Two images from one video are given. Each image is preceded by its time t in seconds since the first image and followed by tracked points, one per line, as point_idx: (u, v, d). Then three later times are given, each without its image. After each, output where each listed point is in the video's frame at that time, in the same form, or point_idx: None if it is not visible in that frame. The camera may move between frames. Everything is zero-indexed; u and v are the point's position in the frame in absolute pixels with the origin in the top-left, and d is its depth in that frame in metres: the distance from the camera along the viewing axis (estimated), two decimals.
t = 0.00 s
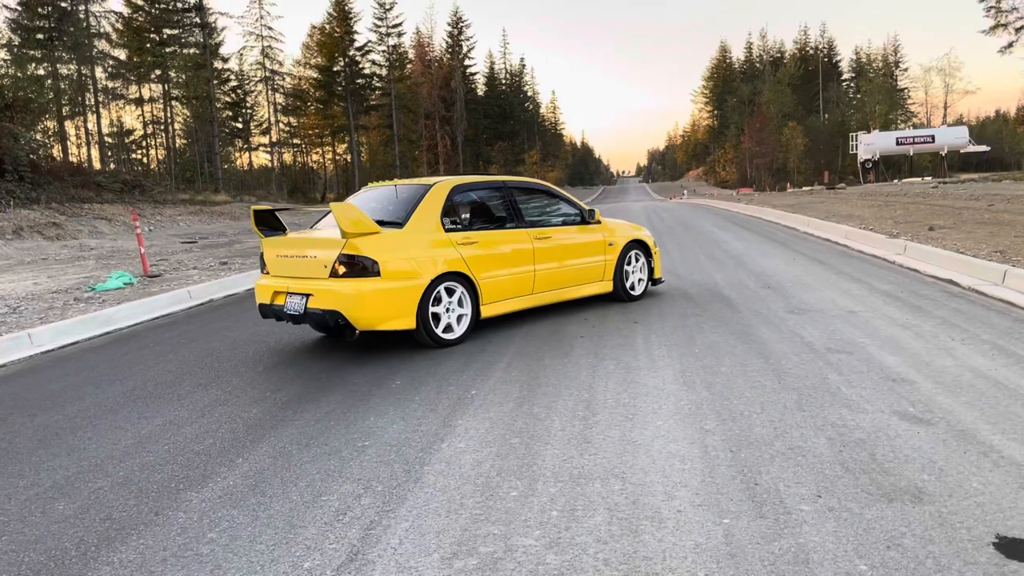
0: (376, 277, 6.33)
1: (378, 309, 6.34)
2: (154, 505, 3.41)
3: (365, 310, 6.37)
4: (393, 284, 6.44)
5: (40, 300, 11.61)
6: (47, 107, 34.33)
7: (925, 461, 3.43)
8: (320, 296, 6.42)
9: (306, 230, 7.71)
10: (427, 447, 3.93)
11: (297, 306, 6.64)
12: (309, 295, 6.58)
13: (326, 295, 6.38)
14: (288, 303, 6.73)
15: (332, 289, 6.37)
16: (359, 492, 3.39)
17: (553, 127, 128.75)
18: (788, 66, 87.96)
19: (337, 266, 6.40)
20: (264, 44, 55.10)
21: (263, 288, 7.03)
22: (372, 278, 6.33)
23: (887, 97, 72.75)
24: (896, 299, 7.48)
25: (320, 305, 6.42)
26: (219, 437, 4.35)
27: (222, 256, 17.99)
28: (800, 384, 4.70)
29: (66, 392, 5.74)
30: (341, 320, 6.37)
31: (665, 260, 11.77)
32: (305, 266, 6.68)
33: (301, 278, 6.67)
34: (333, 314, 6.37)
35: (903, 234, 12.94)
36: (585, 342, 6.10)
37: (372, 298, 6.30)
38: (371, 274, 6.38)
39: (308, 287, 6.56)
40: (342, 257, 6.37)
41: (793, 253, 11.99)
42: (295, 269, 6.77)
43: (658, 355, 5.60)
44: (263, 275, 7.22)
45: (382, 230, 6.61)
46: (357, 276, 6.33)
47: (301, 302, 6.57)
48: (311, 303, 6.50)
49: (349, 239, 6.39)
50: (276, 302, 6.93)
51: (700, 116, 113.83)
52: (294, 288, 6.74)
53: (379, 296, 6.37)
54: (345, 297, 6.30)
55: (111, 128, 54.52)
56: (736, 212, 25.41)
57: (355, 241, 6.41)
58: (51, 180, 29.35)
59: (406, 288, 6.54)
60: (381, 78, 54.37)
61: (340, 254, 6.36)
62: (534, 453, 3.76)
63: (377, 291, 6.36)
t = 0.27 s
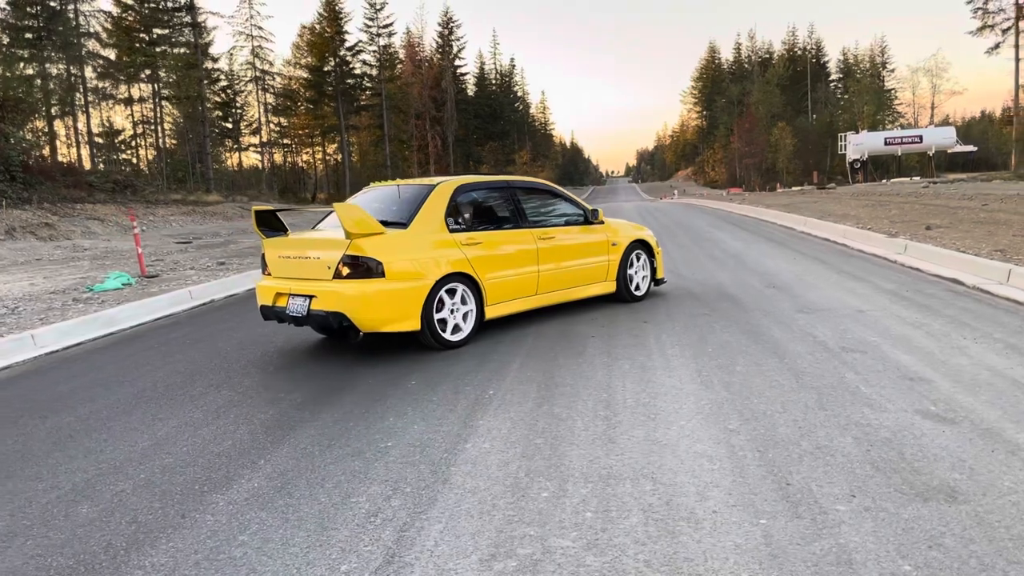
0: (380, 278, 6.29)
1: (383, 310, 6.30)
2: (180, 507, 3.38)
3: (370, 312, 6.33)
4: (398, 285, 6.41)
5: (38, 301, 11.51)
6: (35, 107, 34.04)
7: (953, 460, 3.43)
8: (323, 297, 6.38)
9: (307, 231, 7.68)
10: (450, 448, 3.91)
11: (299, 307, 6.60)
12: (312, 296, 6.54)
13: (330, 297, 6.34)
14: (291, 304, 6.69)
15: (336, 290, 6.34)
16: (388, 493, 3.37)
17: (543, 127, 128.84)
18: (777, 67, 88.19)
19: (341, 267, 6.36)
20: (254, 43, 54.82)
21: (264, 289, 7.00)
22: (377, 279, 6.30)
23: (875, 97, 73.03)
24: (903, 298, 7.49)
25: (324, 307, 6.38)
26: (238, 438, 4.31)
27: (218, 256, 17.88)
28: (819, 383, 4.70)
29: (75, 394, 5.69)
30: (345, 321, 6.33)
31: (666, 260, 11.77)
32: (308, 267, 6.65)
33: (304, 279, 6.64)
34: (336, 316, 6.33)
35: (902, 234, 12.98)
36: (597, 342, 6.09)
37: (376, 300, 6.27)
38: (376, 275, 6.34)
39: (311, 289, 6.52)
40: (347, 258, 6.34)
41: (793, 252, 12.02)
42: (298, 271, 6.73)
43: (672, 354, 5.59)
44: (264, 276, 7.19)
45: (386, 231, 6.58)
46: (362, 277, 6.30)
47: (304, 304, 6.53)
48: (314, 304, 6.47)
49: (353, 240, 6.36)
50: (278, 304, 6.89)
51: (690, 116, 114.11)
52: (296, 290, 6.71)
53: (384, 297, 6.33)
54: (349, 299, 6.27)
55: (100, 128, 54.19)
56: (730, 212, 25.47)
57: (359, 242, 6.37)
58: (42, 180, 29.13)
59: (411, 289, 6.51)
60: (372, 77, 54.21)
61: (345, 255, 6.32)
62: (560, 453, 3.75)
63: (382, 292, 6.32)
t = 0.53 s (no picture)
0: (384, 277, 6.24)
1: (387, 310, 6.25)
2: (208, 509, 3.33)
3: (374, 312, 6.28)
4: (402, 284, 6.36)
5: (36, 299, 11.40)
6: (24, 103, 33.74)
7: (986, 458, 3.41)
8: (326, 297, 6.33)
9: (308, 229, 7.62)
10: (474, 447, 3.87)
11: (301, 307, 6.54)
12: (314, 296, 6.49)
13: (332, 297, 6.29)
14: (292, 304, 6.64)
15: (339, 290, 6.29)
16: (419, 494, 3.34)
17: (535, 124, 128.82)
18: (768, 63, 88.32)
19: (344, 266, 6.31)
20: (245, 40, 54.51)
21: (265, 289, 6.94)
22: (381, 279, 6.25)
23: (866, 94, 73.14)
24: (914, 295, 7.48)
25: (327, 307, 6.32)
26: (257, 438, 4.27)
27: (215, 254, 17.78)
28: (840, 380, 4.68)
29: (85, 394, 5.64)
30: (348, 321, 6.28)
31: (670, 257, 11.77)
32: (309, 266, 6.60)
33: (306, 278, 6.58)
34: (339, 315, 6.28)
35: (902, 230, 13.00)
36: (611, 340, 6.07)
37: (380, 300, 6.22)
38: (379, 274, 6.29)
39: (313, 289, 6.46)
40: (350, 258, 6.28)
41: (796, 248, 12.03)
42: (299, 270, 6.68)
43: (688, 351, 5.58)
44: (265, 275, 7.13)
45: (390, 230, 6.52)
46: (365, 276, 6.25)
47: (306, 304, 6.48)
48: (316, 305, 6.42)
49: (356, 239, 6.31)
50: (279, 304, 6.84)
51: (681, 113, 114.23)
52: (298, 289, 6.65)
53: (388, 297, 6.28)
54: (353, 299, 6.22)
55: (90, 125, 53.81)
56: (725, 208, 25.50)
57: (362, 241, 6.32)
58: (34, 177, 28.91)
59: (415, 288, 6.46)
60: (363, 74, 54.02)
61: (348, 254, 6.27)
62: (588, 452, 3.72)
63: (386, 291, 6.27)
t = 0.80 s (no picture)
0: (381, 273, 6.16)
1: (383, 307, 6.18)
2: (225, 507, 3.26)
3: (369, 309, 6.21)
4: (398, 281, 6.28)
5: (31, 295, 11.27)
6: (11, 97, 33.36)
7: (1015, 451, 3.38)
8: (321, 294, 6.25)
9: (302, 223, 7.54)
10: (491, 443, 3.81)
11: (295, 305, 6.46)
12: (309, 293, 6.41)
13: (327, 294, 6.21)
14: (286, 301, 6.56)
15: (334, 287, 6.21)
16: (442, 490, 3.28)
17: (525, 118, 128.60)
18: (759, 58, 88.44)
19: (339, 262, 6.24)
20: (234, 33, 54.10)
21: (257, 286, 6.85)
22: (377, 275, 6.17)
23: (856, 88, 73.19)
24: (921, 288, 7.46)
25: (322, 303, 6.25)
26: (270, 435, 4.21)
27: (209, 249, 17.65)
28: (857, 373, 4.64)
29: (88, 391, 5.55)
30: (343, 319, 6.21)
31: (670, 252, 11.73)
32: (303, 262, 6.51)
33: (300, 275, 6.50)
34: (334, 313, 6.21)
35: (901, 224, 13.00)
36: (620, 334, 6.02)
37: (376, 297, 6.14)
38: (374, 271, 6.21)
39: (307, 285, 6.39)
40: (344, 253, 6.20)
41: (797, 242, 12.00)
42: (292, 266, 6.59)
43: (701, 345, 5.54)
44: (257, 271, 7.04)
45: (386, 225, 6.44)
46: (360, 272, 6.17)
47: (300, 301, 6.41)
48: (311, 301, 6.34)
49: (351, 234, 6.23)
50: (271, 301, 6.76)
51: (672, 107, 114.16)
52: (291, 286, 6.57)
53: (384, 294, 6.21)
54: (348, 296, 6.15)
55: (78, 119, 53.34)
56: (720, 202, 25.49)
57: (357, 236, 6.24)
58: (23, 172, 28.61)
59: (412, 285, 6.38)
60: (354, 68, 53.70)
61: (342, 250, 6.19)
62: (610, 447, 3.66)
63: (382, 288, 6.20)
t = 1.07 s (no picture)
0: (378, 269, 6.04)
1: (381, 303, 6.05)
2: (247, 505, 3.19)
3: (368, 305, 6.07)
4: (397, 277, 6.16)
5: (29, 289, 11.16)
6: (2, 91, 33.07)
7: None
8: (317, 291, 6.13)
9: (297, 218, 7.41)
10: (515, 438, 3.75)
11: (290, 301, 6.34)
12: (304, 289, 6.28)
13: (323, 290, 6.09)
14: (281, 298, 6.43)
15: (330, 283, 6.09)
16: (467, 487, 3.21)
17: (518, 112, 128.37)
18: (752, 51, 88.35)
19: (336, 257, 6.11)
20: (227, 26, 53.76)
21: (251, 282, 6.72)
22: (374, 271, 6.05)
23: (849, 82, 73.17)
24: (932, 281, 7.42)
25: (317, 300, 6.12)
26: (285, 430, 4.14)
27: (207, 243, 17.54)
28: (879, 367, 4.59)
29: (95, 386, 5.47)
30: (340, 315, 6.08)
31: (674, 245, 11.68)
32: (298, 257, 6.39)
33: (294, 270, 6.37)
34: (330, 310, 6.08)
35: (904, 217, 12.97)
36: (632, 327, 5.96)
37: (373, 292, 6.02)
38: (373, 267, 6.09)
39: (303, 281, 6.25)
40: (341, 248, 6.07)
41: (800, 235, 12.00)
42: (288, 262, 6.46)
43: (717, 339, 5.49)
44: (252, 267, 6.91)
45: (383, 219, 6.31)
46: (357, 268, 6.04)
47: (295, 298, 6.27)
48: (306, 298, 6.21)
49: (348, 228, 6.09)
50: (266, 298, 6.63)
51: (665, 101, 114.12)
52: (286, 282, 6.44)
53: (382, 290, 6.08)
54: (346, 292, 6.01)
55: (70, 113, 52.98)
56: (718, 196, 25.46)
57: (354, 230, 6.11)
58: (15, 166, 28.38)
59: (411, 281, 6.26)
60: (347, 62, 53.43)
61: (339, 245, 6.06)
62: (636, 442, 3.60)
63: (379, 284, 6.07)
